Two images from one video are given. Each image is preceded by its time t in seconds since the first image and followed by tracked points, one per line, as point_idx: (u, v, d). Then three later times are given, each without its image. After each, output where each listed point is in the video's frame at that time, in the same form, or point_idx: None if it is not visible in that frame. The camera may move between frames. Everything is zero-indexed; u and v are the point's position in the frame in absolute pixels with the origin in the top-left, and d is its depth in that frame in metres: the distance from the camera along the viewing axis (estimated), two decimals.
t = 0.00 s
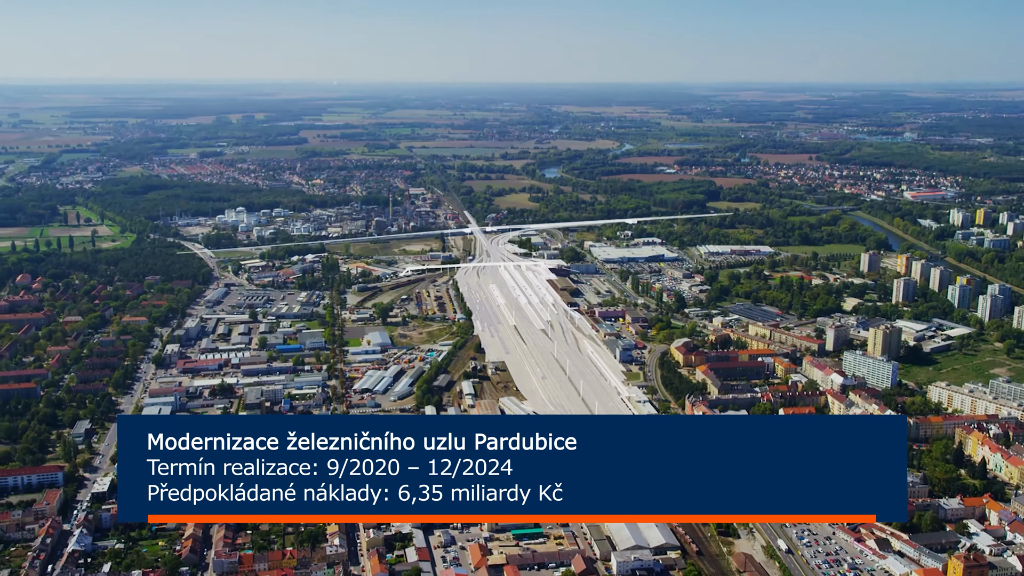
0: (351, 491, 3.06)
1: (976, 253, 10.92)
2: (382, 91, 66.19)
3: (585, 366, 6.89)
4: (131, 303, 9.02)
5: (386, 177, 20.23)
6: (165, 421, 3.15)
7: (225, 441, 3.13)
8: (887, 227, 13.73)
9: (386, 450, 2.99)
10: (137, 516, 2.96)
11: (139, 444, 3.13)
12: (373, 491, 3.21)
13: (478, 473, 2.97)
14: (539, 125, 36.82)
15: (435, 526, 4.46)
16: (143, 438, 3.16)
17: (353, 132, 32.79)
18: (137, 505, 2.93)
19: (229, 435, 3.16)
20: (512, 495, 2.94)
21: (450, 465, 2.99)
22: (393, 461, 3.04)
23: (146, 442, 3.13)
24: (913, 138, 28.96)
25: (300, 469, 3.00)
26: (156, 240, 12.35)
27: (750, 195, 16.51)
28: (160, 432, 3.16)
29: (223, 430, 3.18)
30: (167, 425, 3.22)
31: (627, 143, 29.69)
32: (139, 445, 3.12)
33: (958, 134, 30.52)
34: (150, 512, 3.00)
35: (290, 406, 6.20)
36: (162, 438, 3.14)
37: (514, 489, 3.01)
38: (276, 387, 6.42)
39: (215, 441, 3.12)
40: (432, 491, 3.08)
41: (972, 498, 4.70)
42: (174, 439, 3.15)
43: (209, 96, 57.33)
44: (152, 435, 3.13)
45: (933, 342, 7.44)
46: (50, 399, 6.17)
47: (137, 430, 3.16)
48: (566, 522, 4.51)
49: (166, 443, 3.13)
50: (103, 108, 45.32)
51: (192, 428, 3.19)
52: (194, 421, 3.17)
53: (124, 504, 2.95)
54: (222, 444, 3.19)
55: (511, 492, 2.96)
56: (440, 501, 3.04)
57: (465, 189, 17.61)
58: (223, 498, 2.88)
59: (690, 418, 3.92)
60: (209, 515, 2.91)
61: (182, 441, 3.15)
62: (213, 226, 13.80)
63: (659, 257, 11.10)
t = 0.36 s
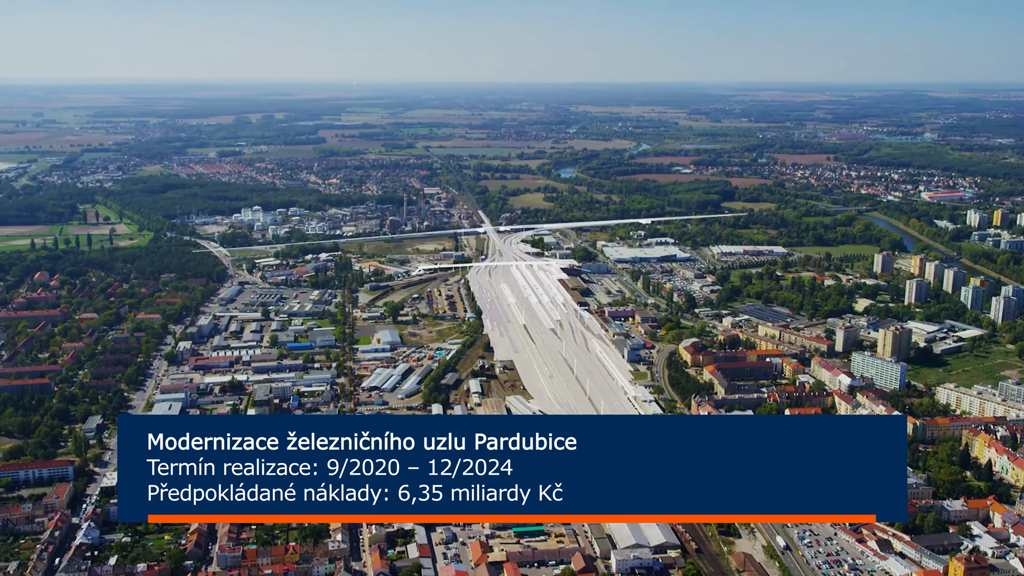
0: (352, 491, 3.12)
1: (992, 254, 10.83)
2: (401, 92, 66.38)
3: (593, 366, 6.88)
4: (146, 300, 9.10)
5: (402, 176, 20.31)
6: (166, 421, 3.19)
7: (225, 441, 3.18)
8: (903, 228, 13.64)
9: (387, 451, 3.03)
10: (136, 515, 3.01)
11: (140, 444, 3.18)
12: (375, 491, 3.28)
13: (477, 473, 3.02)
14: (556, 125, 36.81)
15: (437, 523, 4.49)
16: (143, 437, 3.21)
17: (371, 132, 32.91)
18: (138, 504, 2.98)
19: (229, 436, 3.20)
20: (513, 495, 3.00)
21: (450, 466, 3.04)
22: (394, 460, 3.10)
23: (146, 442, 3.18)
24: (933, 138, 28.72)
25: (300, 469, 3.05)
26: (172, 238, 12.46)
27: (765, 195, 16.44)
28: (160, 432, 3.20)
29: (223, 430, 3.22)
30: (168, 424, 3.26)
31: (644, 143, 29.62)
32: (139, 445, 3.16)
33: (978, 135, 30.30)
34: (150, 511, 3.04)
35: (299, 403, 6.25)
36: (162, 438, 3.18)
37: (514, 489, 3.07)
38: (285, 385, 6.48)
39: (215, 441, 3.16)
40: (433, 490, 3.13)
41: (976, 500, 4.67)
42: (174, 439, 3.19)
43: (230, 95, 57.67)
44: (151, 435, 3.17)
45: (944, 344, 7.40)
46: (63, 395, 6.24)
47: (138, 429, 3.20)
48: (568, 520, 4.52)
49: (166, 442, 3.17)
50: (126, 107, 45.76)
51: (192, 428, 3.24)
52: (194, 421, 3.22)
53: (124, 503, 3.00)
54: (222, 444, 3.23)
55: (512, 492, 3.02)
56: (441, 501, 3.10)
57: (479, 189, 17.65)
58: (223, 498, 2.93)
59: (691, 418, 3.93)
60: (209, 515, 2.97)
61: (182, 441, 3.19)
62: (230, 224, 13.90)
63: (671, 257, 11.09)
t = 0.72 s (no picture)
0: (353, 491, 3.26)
1: (1007, 256, 10.73)
2: (420, 92, 66.54)
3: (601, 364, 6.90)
4: (161, 298, 9.18)
5: (417, 176, 20.39)
6: (166, 421, 3.23)
7: (225, 441, 3.22)
8: (918, 229, 13.55)
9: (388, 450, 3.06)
10: (137, 516, 3.07)
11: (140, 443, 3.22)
12: (375, 492, 3.34)
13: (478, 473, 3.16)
14: (574, 125, 36.79)
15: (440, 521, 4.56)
16: (143, 437, 3.25)
17: (388, 132, 33.03)
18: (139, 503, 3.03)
19: (229, 436, 3.24)
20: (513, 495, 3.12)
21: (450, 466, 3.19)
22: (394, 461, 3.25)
23: (146, 442, 3.21)
24: (953, 139, 28.48)
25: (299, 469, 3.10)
26: (188, 237, 12.58)
27: (780, 196, 16.38)
28: (160, 432, 3.24)
29: (224, 430, 3.26)
30: (168, 424, 3.30)
31: (660, 143, 29.55)
32: (139, 444, 3.21)
33: (999, 135, 30.10)
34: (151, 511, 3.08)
35: (307, 401, 6.32)
36: (162, 437, 3.22)
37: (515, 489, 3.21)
38: (294, 382, 6.53)
39: (215, 441, 3.21)
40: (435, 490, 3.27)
41: (979, 502, 4.64)
42: (174, 439, 3.23)
43: (250, 95, 57.96)
44: (151, 435, 3.21)
45: (955, 345, 7.35)
46: (75, 391, 6.32)
47: (138, 429, 3.24)
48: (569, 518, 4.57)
49: (166, 442, 3.21)
50: (148, 107, 46.15)
51: (192, 428, 3.28)
52: (194, 421, 3.26)
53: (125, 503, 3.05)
54: (222, 444, 3.27)
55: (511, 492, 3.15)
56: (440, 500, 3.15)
57: (494, 189, 17.69)
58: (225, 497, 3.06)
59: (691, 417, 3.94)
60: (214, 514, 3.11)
61: (182, 441, 3.24)
62: (245, 224, 13.99)
63: (683, 258, 11.08)
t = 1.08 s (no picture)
0: (353, 491, 3.10)
1: (1022, 257, 10.65)
2: (438, 92, 66.69)
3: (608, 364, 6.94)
4: (174, 296, 9.26)
5: (432, 175, 20.45)
6: (166, 421, 3.22)
7: (225, 441, 3.20)
8: (934, 229, 13.46)
9: (387, 450, 3.04)
10: (137, 515, 3.06)
11: (140, 443, 3.21)
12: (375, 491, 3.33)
13: (478, 472, 2.98)
14: (590, 125, 36.77)
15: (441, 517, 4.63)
16: (143, 437, 3.25)
17: (405, 132, 33.13)
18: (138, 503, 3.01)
19: (229, 435, 3.22)
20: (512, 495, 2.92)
21: (450, 464, 3.01)
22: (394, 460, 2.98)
23: (146, 442, 3.21)
24: (972, 139, 28.28)
25: (299, 469, 3.06)
26: (204, 235, 12.68)
27: (795, 197, 16.32)
28: (160, 432, 3.23)
29: (224, 430, 3.25)
30: (168, 425, 3.30)
31: (677, 143, 29.50)
32: (139, 444, 3.21)
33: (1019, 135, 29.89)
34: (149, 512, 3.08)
35: (315, 398, 6.37)
36: (162, 437, 3.22)
37: (516, 488, 3.07)
38: (302, 379, 6.59)
39: (215, 441, 3.19)
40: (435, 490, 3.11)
41: (983, 504, 4.61)
42: (174, 439, 3.22)
43: (268, 95, 58.19)
44: (152, 435, 3.20)
45: (965, 347, 7.31)
46: (87, 386, 6.39)
47: (138, 430, 3.24)
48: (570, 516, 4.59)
49: (166, 442, 3.21)
50: (167, 106, 46.41)
51: (192, 428, 3.27)
52: (194, 422, 3.26)
53: (125, 503, 3.05)
54: (222, 444, 3.25)
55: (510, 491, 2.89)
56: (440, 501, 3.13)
57: (508, 188, 17.73)
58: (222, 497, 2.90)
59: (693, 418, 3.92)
60: (211, 514, 2.96)
61: (182, 441, 3.24)
62: (260, 223, 14.07)
63: (695, 258, 11.06)
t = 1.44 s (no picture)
0: (353, 491, 3.07)
1: None
2: (455, 91, 66.80)
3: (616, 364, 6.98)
4: (187, 294, 9.32)
5: (447, 175, 20.51)
6: (166, 421, 3.21)
7: (225, 441, 3.19)
8: (949, 230, 13.38)
9: (388, 450, 3.01)
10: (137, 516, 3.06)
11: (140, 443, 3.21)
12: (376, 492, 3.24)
13: (478, 473, 2.94)
14: (606, 126, 36.73)
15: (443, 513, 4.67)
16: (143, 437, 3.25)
17: (421, 131, 33.22)
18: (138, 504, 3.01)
19: (230, 436, 3.21)
20: (513, 495, 2.86)
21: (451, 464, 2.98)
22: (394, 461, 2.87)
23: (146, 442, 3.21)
24: (991, 139, 28.08)
25: (300, 469, 3.04)
26: (218, 234, 12.77)
27: (809, 197, 16.26)
28: (160, 431, 3.22)
29: (224, 430, 3.24)
30: (168, 425, 3.29)
31: (693, 143, 29.44)
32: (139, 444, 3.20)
33: None
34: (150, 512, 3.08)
35: (323, 395, 6.43)
36: (162, 437, 3.21)
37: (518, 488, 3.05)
38: (310, 377, 6.65)
39: (215, 441, 3.18)
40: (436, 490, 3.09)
41: (985, 506, 4.58)
42: (174, 438, 3.22)
43: (286, 95, 58.37)
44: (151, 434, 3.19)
45: (975, 348, 7.27)
46: (98, 383, 6.46)
47: (138, 430, 3.23)
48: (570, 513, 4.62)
49: (166, 442, 3.21)
50: (187, 105, 46.62)
51: (192, 427, 3.28)
52: (194, 421, 3.25)
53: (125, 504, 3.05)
54: (223, 444, 3.24)
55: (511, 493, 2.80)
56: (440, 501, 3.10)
57: (522, 188, 17.77)
58: (222, 497, 2.88)
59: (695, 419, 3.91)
60: (211, 515, 2.95)
61: (182, 441, 3.23)
62: (275, 221, 14.14)
63: (706, 258, 11.04)
